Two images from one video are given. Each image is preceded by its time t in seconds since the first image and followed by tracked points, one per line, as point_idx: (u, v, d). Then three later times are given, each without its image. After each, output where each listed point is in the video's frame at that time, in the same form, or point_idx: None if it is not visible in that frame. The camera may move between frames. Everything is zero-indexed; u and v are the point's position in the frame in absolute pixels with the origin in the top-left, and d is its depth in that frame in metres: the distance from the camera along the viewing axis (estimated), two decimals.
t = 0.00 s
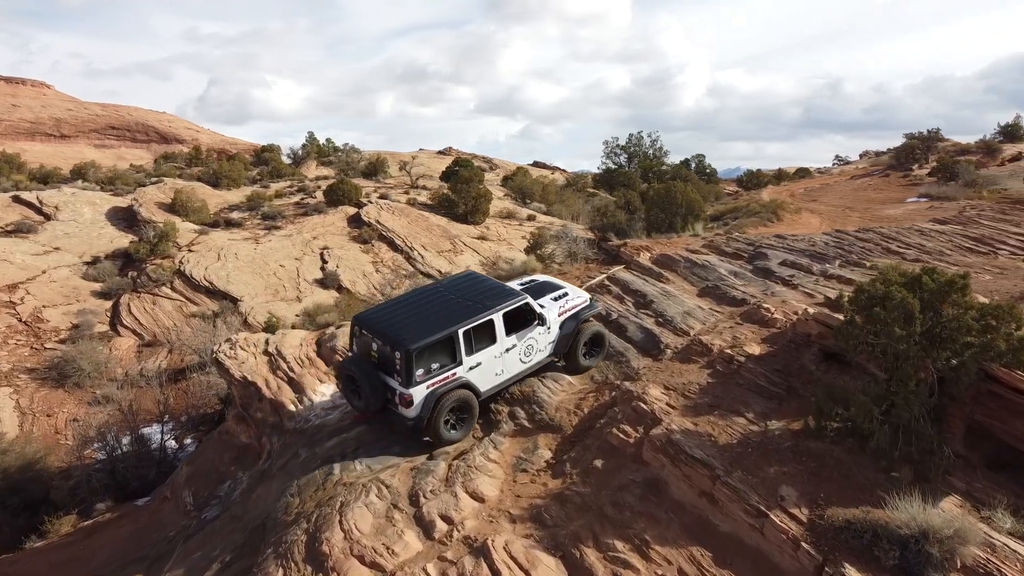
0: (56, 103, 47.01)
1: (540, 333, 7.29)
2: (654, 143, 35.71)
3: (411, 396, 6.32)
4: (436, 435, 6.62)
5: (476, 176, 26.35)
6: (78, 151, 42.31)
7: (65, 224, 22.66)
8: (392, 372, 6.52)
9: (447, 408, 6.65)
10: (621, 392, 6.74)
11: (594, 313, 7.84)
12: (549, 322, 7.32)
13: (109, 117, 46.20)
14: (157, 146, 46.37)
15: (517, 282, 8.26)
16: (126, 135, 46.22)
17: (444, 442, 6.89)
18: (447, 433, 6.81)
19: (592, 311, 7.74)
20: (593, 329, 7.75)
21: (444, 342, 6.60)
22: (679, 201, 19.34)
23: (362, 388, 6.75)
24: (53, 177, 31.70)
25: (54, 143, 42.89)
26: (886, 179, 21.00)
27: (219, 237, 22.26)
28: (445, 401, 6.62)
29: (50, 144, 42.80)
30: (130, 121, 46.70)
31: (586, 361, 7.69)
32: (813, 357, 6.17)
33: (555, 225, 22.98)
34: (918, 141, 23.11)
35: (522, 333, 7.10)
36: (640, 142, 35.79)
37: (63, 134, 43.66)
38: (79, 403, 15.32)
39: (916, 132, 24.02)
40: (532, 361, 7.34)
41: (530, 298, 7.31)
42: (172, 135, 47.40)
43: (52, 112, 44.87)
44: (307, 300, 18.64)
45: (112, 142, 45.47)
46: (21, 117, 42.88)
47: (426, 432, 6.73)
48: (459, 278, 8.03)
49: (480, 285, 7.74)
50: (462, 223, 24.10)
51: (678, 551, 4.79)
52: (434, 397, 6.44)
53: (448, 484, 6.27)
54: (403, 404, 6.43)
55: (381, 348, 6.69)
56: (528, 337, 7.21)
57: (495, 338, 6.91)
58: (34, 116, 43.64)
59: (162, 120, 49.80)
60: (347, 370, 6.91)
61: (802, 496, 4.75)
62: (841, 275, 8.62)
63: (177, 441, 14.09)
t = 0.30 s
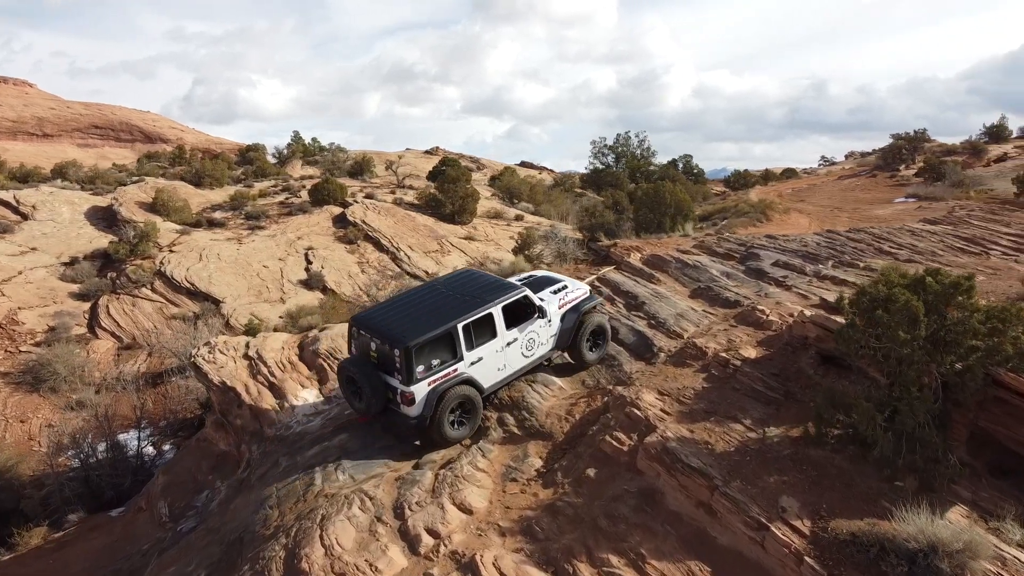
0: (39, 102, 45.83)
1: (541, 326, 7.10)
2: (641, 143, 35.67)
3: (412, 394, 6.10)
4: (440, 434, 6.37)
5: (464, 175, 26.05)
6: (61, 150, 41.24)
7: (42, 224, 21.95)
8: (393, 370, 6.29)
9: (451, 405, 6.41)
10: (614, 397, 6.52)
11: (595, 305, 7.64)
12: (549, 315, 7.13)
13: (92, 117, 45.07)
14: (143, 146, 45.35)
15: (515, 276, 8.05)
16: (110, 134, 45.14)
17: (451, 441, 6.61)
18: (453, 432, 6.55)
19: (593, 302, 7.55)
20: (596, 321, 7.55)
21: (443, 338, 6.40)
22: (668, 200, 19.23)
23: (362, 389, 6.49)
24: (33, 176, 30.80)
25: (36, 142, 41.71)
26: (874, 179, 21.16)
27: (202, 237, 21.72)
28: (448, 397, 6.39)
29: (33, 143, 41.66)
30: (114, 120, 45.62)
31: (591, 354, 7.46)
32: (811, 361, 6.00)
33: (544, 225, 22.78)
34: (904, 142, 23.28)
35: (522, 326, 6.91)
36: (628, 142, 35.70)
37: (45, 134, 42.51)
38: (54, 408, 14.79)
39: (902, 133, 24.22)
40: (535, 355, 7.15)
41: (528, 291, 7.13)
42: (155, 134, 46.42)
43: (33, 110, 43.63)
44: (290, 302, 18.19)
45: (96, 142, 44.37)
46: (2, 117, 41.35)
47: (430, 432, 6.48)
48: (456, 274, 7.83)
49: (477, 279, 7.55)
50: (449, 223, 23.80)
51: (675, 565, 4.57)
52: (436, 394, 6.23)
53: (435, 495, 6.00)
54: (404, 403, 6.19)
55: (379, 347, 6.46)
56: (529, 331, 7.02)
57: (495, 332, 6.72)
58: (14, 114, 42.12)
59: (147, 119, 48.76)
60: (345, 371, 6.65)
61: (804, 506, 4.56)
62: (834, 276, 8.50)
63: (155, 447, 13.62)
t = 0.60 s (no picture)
0: (22, 100, 44.72)
1: (541, 315, 6.88)
2: (630, 143, 35.60)
3: (412, 386, 5.88)
4: (445, 429, 6.11)
5: (451, 175, 25.73)
6: (45, 150, 40.26)
7: (19, 224, 21.25)
8: (391, 365, 6.05)
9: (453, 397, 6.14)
10: (607, 403, 6.29)
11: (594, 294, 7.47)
12: (549, 303, 6.93)
13: (75, 115, 43.94)
14: (127, 145, 44.32)
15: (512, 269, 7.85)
16: (94, 133, 44.07)
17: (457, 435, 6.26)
18: (458, 427, 6.29)
19: (593, 291, 7.37)
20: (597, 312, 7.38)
21: (441, 329, 6.18)
22: (657, 200, 19.09)
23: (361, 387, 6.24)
24: (11, 175, 29.92)
25: (18, 141, 40.65)
26: (861, 179, 21.29)
27: (184, 237, 21.16)
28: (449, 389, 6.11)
29: (14, 142, 40.57)
30: (98, 118, 44.49)
31: (596, 345, 7.25)
32: (810, 366, 5.83)
33: (532, 225, 22.56)
34: (893, 142, 23.42)
35: (521, 315, 6.70)
36: (616, 142, 35.55)
37: (28, 133, 41.46)
38: (28, 414, 14.24)
39: (889, 133, 24.39)
40: (537, 346, 6.93)
41: (525, 280, 6.93)
42: (137, 132, 45.34)
43: (13, 108, 42.53)
44: (274, 303, 17.72)
45: (79, 141, 43.34)
46: None
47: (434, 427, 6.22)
48: (452, 268, 7.63)
49: (474, 272, 7.34)
50: (437, 222, 23.48)
51: None
52: (437, 387, 6.01)
53: (421, 507, 5.72)
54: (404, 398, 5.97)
55: (376, 342, 6.24)
56: (529, 320, 6.81)
57: (495, 322, 6.50)
58: None
59: (130, 118, 47.70)
60: (342, 370, 6.40)
61: (808, 519, 4.35)
62: (829, 276, 8.38)
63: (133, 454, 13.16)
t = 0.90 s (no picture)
0: None
1: (542, 307, 6.81)
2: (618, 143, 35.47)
3: (413, 374, 5.77)
4: (447, 420, 5.96)
5: (438, 174, 25.39)
6: (25, 149, 39.19)
7: None
8: (391, 353, 5.93)
9: (456, 388, 6.02)
10: (599, 410, 6.05)
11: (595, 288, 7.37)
12: (550, 296, 6.87)
13: (59, 113, 42.77)
14: (111, 144, 43.27)
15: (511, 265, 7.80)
16: (77, 133, 42.92)
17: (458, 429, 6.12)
18: (460, 420, 6.13)
19: (595, 285, 7.29)
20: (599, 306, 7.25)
21: (441, 317, 6.09)
22: (646, 201, 18.95)
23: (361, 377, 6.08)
24: None
25: None
26: (849, 179, 21.40)
27: (165, 237, 20.57)
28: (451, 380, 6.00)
29: None
30: (81, 117, 43.39)
31: (599, 342, 7.10)
32: (809, 371, 5.64)
33: (521, 225, 22.30)
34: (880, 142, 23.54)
35: (523, 306, 6.63)
36: (603, 142, 35.33)
37: (8, 132, 40.35)
38: None
39: (877, 133, 24.55)
40: (538, 338, 6.84)
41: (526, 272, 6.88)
42: (118, 129, 44.20)
43: None
44: (257, 304, 17.22)
45: (62, 139, 42.23)
46: None
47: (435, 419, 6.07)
48: (449, 263, 7.57)
49: (473, 265, 7.29)
50: (424, 222, 23.12)
51: None
52: (438, 375, 5.89)
53: (406, 521, 5.43)
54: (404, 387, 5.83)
55: (375, 331, 6.13)
56: (531, 312, 6.74)
57: (495, 312, 6.43)
58: None
59: (114, 116, 46.63)
60: (341, 361, 6.25)
61: (812, 533, 4.14)
62: (823, 277, 8.27)
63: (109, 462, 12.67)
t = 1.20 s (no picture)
0: None
1: (546, 305, 6.65)
2: (605, 143, 35.35)
3: (414, 366, 5.60)
4: (447, 415, 5.79)
5: (425, 173, 25.04)
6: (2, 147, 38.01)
7: None
8: (393, 344, 5.75)
9: (458, 381, 5.86)
10: (592, 416, 5.81)
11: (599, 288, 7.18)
12: (555, 294, 6.69)
13: (39, 111, 41.64)
14: (95, 143, 42.25)
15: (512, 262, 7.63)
16: (60, 131, 41.74)
17: (458, 423, 5.96)
18: (460, 416, 5.96)
19: (599, 284, 7.11)
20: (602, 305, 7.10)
21: (445, 309, 5.93)
22: (635, 200, 18.79)
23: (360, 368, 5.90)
24: None
25: None
26: (837, 179, 21.51)
27: (144, 237, 19.96)
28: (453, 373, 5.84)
29: None
30: (64, 116, 42.36)
31: (602, 339, 6.96)
32: (808, 375, 5.45)
33: (509, 225, 22.05)
34: (868, 142, 23.68)
35: (527, 302, 6.48)
36: (590, 142, 35.12)
37: None
38: None
39: (864, 133, 24.68)
40: (540, 337, 6.67)
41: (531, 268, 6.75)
42: (97, 127, 43.11)
43: None
44: (239, 305, 16.71)
45: (43, 138, 41.09)
46: None
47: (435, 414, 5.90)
48: (452, 258, 7.43)
49: (477, 260, 7.16)
50: (410, 222, 22.76)
51: None
52: (441, 368, 5.72)
53: (389, 537, 5.13)
54: (405, 379, 5.67)
55: (377, 320, 5.94)
56: (535, 308, 6.57)
57: (499, 307, 6.28)
58: None
59: (95, 114, 45.57)
60: (340, 350, 6.05)
61: (818, 548, 3.92)
62: (817, 278, 8.16)
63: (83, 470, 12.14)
